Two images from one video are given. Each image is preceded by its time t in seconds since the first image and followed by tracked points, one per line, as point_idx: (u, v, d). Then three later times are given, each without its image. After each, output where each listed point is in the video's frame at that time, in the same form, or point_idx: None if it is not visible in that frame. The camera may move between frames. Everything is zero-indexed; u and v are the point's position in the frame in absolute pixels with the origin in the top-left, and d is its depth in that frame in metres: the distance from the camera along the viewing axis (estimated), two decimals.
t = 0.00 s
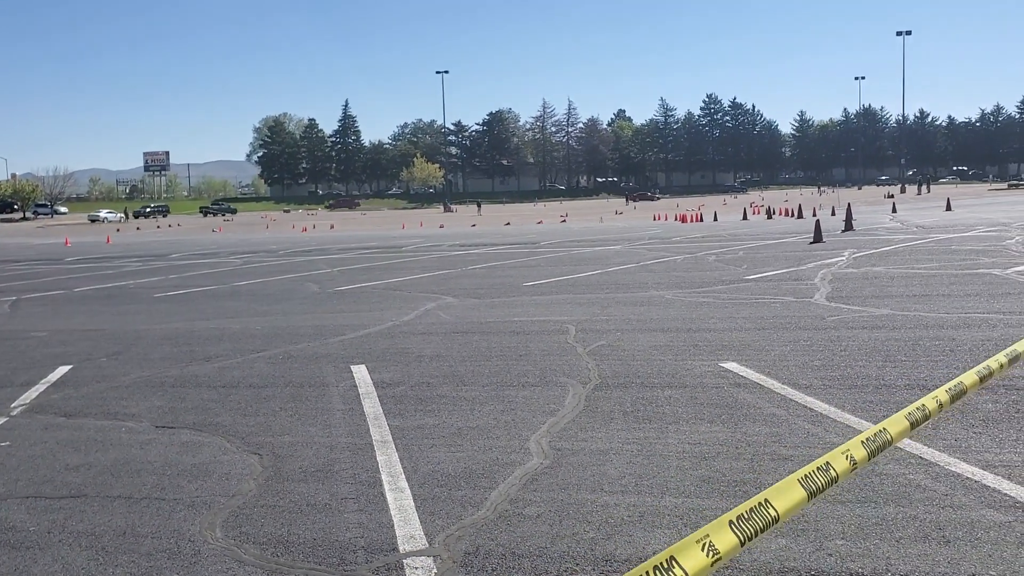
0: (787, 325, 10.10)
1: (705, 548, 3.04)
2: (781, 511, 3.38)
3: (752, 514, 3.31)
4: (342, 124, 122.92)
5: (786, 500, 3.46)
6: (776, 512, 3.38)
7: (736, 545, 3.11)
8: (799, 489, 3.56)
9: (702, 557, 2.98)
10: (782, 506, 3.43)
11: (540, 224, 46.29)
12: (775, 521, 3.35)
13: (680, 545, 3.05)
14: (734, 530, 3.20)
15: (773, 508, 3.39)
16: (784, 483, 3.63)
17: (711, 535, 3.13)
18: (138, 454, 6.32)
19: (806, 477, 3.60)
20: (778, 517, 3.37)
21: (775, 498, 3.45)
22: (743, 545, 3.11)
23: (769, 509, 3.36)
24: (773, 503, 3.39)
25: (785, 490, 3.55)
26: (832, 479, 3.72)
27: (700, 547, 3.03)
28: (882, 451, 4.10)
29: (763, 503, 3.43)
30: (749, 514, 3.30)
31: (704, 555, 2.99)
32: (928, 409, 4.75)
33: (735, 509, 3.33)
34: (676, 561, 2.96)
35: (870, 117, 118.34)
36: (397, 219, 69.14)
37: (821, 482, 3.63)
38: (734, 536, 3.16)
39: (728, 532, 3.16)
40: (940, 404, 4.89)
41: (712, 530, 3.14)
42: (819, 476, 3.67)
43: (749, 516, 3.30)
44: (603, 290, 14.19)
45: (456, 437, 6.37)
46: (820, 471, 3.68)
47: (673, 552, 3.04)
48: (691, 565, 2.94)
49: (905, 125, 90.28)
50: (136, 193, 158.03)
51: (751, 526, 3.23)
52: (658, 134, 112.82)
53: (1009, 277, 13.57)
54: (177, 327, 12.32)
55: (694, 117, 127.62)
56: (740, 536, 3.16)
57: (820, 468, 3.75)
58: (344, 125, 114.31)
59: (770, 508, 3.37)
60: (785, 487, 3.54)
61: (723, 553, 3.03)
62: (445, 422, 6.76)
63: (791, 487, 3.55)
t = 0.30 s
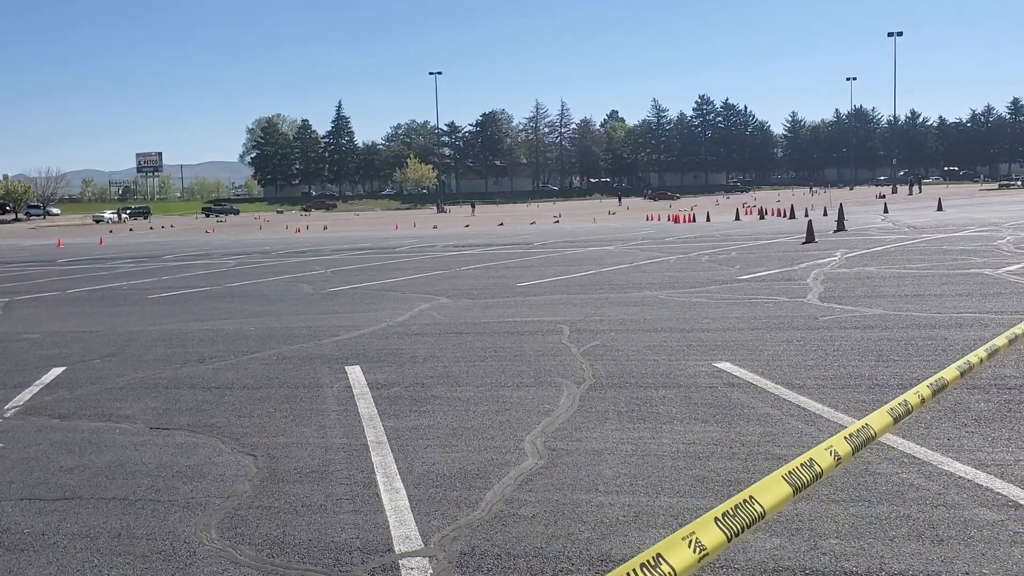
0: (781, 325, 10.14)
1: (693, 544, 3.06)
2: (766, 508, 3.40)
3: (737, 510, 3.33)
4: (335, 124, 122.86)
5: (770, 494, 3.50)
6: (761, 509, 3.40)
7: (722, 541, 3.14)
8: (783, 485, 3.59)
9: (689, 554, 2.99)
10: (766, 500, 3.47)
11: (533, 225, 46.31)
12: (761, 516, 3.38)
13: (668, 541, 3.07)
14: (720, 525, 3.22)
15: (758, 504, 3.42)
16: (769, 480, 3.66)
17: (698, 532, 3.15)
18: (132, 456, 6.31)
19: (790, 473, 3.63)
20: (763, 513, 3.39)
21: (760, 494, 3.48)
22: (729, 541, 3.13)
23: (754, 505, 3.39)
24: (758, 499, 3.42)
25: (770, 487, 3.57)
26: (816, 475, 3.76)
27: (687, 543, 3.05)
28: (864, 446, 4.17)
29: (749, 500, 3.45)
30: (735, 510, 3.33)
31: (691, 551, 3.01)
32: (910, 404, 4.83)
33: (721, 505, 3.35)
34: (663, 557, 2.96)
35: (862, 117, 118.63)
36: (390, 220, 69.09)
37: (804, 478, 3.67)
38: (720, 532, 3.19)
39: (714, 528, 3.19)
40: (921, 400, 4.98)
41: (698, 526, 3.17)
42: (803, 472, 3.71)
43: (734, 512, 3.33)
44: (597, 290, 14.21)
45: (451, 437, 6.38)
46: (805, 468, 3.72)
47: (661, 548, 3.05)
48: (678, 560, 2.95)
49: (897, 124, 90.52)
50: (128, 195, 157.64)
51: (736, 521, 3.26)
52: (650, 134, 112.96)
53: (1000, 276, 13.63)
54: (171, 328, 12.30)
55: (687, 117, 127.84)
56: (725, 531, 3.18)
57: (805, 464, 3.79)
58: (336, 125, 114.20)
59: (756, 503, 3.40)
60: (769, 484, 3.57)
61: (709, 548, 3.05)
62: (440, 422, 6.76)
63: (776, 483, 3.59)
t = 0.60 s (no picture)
0: (775, 324, 10.16)
1: (679, 534, 3.05)
2: (754, 497, 3.39)
3: (725, 500, 3.32)
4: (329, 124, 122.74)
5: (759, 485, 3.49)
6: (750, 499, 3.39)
7: (709, 531, 3.13)
8: (771, 476, 3.56)
9: (675, 545, 2.99)
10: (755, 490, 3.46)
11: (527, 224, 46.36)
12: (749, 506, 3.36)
13: (654, 532, 3.07)
14: (708, 516, 3.22)
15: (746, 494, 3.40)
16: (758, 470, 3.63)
17: (685, 523, 3.14)
18: (126, 456, 6.29)
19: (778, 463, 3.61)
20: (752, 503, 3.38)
21: (748, 485, 3.46)
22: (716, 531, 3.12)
23: (743, 495, 3.38)
24: (746, 490, 3.41)
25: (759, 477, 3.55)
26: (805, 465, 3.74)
27: (674, 534, 3.04)
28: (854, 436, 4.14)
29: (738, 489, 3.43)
30: (723, 500, 3.32)
31: (678, 541, 3.01)
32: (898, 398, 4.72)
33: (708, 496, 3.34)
34: (649, 547, 2.96)
35: (855, 117, 118.97)
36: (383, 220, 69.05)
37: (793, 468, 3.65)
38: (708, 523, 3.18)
39: (702, 520, 3.18)
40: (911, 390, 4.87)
41: (685, 516, 3.17)
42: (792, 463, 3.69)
43: (722, 502, 3.31)
44: (591, 290, 14.22)
45: (447, 437, 6.37)
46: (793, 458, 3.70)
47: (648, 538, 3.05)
48: (665, 551, 2.95)
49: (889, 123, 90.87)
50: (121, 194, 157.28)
51: (723, 512, 3.25)
52: (644, 134, 113.09)
53: (993, 276, 13.70)
54: (165, 328, 12.27)
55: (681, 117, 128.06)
56: (713, 522, 3.17)
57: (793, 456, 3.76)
58: (330, 125, 114.08)
59: (744, 493, 3.39)
60: (757, 474, 3.55)
61: (696, 539, 3.05)
62: (435, 422, 6.76)
63: (765, 473, 3.58)
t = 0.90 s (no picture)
0: (769, 326, 10.18)
1: (680, 538, 3.04)
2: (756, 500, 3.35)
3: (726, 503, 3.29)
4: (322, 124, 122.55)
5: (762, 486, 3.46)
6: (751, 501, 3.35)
7: (711, 534, 3.11)
8: (772, 478, 3.51)
9: (677, 547, 2.98)
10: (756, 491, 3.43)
11: (519, 225, 46.40)
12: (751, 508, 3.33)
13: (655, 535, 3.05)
14: (708, 518, 3.19)
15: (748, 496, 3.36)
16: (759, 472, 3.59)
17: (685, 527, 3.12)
18: (119, 457, 6.26)
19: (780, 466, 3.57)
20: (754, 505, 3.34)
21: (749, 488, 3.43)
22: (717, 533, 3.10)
23: (744, 497, 3.35)
24: (746, 493, 3.36)
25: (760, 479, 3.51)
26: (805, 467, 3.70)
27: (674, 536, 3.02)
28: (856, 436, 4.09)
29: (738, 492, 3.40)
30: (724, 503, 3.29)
31: (678, 545, 2.99)
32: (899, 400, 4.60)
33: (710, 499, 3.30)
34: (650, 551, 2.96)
35: (847, 119, 119.38)
36: (376, 220, 69.00)
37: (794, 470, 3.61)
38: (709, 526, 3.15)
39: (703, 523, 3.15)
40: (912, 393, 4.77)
41: (684, 520, 3.15)
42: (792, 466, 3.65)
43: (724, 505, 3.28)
44: (585, 291, 14.22)
45: (441, 438, 6.36)
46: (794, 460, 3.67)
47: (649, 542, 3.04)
48: (665, 556, 2.93)
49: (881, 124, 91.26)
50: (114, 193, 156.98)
51: (725, 514, 3.22)
52: (637, 135, 113.23)
53: (985, 278, 13.76)
54: (157, 328, 12.22)
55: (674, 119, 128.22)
56: (714, 525, 3.15)
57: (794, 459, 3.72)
58: (323, 124, 113.92)
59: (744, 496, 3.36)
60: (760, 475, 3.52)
61: (697, 542, 3.02)
62: (430, 423, 6.76)
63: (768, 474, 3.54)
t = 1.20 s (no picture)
0: (760, 328, 10.21)
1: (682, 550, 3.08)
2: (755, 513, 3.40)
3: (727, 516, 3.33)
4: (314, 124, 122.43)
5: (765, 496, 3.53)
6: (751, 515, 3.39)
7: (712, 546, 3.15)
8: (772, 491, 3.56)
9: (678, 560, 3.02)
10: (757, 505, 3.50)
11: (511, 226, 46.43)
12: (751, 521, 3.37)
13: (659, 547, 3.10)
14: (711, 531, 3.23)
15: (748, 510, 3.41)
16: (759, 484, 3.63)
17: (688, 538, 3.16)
18: (110, 457, 6.25)
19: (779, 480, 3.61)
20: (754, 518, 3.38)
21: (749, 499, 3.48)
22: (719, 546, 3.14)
23: (742, 511, 3.37)
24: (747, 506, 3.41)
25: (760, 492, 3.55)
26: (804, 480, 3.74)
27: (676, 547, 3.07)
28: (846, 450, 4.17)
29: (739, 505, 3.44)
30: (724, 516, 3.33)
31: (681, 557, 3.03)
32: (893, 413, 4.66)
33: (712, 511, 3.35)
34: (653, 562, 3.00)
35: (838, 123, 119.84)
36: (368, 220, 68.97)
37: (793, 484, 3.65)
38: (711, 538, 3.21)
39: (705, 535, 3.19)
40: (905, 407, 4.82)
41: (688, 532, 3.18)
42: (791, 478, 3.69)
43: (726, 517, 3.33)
44: (577, 292, 14.24)
45: (433, 439, 6.37)
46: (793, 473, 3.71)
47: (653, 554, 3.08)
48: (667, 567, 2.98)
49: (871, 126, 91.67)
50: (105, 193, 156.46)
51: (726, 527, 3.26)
52: (629, 137, 113.39)
53: (975, 281, 13.82)
54: (148, 328, 12.18)
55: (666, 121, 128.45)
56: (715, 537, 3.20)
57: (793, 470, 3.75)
58: (315, 125, 113.74)
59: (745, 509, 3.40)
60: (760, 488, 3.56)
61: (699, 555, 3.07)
62: (422, 424, 6.75)
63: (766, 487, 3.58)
